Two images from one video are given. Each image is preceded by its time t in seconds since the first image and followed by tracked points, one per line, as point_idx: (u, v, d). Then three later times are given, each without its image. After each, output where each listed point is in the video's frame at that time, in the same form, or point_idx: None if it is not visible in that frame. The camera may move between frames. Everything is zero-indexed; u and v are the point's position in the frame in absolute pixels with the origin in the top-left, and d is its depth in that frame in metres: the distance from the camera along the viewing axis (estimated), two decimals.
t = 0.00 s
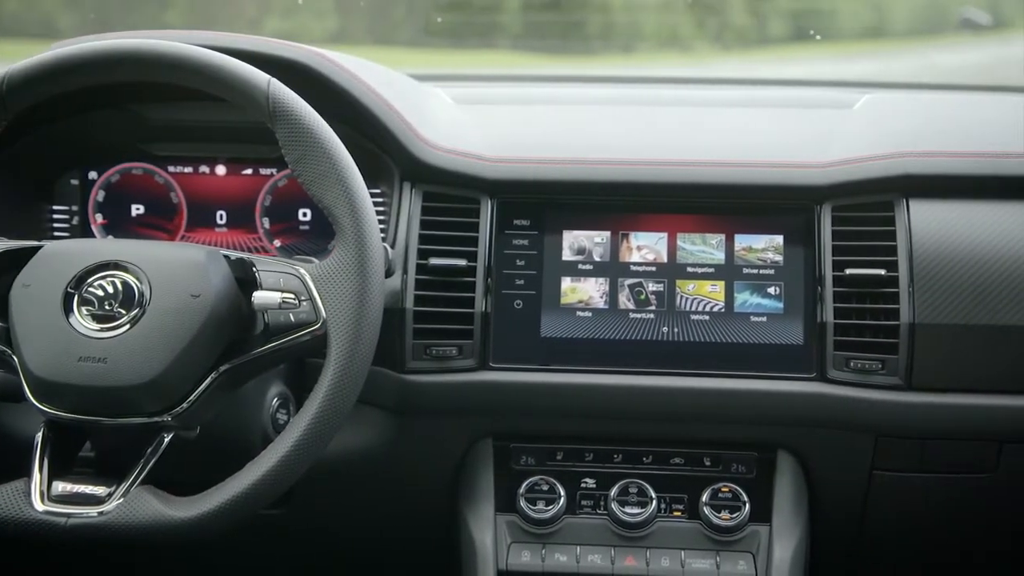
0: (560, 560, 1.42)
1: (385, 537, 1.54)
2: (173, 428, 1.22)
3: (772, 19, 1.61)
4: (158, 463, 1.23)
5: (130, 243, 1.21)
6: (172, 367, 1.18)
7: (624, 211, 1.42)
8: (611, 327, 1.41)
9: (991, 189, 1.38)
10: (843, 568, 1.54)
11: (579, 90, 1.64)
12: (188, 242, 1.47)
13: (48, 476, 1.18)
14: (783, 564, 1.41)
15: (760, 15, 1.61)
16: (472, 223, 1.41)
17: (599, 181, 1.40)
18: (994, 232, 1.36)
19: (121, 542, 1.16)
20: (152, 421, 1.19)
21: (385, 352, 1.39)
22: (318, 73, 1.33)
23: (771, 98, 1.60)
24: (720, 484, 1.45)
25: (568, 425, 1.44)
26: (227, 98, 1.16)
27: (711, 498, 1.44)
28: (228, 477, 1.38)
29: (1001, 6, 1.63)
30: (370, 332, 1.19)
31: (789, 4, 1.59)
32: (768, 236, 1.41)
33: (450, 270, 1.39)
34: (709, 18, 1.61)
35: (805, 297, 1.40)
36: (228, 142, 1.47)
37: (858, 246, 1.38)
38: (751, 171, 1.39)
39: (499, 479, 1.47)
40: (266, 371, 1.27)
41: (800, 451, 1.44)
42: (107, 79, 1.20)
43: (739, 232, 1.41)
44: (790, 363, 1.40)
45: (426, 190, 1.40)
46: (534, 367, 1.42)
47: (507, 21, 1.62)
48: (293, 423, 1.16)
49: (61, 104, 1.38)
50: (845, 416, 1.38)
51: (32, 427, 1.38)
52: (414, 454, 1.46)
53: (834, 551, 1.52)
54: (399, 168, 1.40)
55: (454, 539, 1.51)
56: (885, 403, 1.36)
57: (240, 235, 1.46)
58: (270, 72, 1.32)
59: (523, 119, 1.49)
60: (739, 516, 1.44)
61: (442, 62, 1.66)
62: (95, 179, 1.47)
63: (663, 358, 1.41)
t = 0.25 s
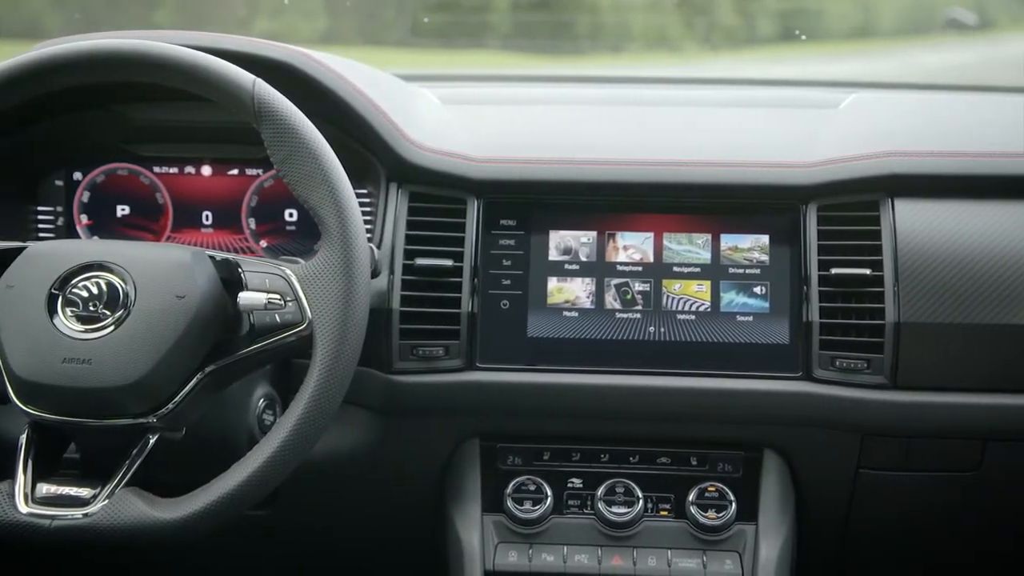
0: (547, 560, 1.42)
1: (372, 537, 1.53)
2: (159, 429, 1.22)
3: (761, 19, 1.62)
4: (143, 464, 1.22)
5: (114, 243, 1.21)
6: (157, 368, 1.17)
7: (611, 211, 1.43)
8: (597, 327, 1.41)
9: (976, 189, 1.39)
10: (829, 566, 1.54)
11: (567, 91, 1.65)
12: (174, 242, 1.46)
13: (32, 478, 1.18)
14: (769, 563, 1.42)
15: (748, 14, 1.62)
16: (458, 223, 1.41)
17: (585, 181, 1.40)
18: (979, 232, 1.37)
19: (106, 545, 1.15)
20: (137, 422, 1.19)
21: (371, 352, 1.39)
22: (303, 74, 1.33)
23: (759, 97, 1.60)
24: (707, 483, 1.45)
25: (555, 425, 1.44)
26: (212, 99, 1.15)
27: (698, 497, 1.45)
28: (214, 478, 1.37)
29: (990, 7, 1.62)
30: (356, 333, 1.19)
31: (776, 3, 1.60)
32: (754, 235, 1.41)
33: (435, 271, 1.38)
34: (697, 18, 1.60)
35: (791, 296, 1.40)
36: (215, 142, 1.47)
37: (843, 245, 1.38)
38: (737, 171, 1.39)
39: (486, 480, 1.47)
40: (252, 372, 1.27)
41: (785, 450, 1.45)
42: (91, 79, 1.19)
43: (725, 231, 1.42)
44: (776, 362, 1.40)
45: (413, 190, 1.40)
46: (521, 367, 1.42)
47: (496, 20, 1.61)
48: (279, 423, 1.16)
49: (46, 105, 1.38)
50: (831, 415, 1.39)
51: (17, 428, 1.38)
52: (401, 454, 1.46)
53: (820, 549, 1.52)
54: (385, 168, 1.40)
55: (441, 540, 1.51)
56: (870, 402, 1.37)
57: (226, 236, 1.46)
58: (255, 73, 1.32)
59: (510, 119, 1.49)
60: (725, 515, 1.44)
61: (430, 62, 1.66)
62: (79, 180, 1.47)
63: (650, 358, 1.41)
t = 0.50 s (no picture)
0: (532, 560, 1.42)
1: (356, 538, 1.53)
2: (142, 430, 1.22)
3: (748, 19, 1.62)
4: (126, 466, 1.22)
5: (97, 244, 1.20)
6: (140, 370, 1.17)
7: (595, 211, 1.43)
8: (582, 327, 1.42)
9: (957, 189, 1.39)
10: (813, 564, 1.55)
11: (554, 91, 1.65)
12: (157, 243, 1.46)
13: (14, 481, 1.17)
14: (754, 562, 1.42)
15: (734, 14, 1.62)
16: (442, 223, 1.41)
17: (569, 181, 1.40)
18: (960, 233, 1.38)
19: (88, 547, 1.15)
20: (120, 424, 1.18)
21: (355, 352, 1.38)
22: (287, 74, 1.33)
23: (744, 97, 1.61)
24: (691, 482, 1.46)
25: (540, 425, 1.44)
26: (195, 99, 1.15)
27: (682, 497, 1.45)
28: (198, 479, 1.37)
29: (975, 7, 1.63)
30: (339, 334, 1.18)
31: (763, 4, 1.60)
32: (738, 235, 1.42)
33: (419, 271, 1.38)
34: (685, 17, 1.60)
35: (774, 296, 1.41)
36: (198, 142, 1.47)
37: (826, 245, 1.39)
38: (721, 171, 1.40)
39: (471, 480, 1.47)
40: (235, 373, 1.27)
41: (770, 450, 1.45)
42: (73, 78, 1.19)
43: (709, 231, 1.42)
44: (760, 361, 1.40)
45: (397, 192, 1.40)
46: (506, 367, 1.42)
47: (484, 21, 1.61)
48: (263, 424, 1.15)
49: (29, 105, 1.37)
50: (815, 414, 1.39)
51: None
52: (385, 455, 1.46)
53: (804, 548, 1.53)
54: (369, 169, 1.40)
55: (427, 540, 1.51)
56: (854, 402, 1.37)
57: (210, 236, 1.45)
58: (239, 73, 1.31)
59: (494, 119, 1.49)
60: (710, 514, 1.44)
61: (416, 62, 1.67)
62: (62, 181, 1.46)
63: (634, 358, 1.41)
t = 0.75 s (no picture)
0: (518, 560, 1.42)
1: (343, 538, 1.53)
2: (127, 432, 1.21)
3: (736, 20, 1.61)
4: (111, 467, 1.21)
5: (81, 244, 1.19)
6: (124, 371, 1.17)
7: (581, 211, 1.43)
8: (568, 327, 1.42)
9: (942, 188, 1.40)
10: (799, 563, 1.55)
11: (544, 91, 1.65)
12: (143, 244, 1.45)
13: None
14: (740, 561, 1.42)
15: (722, 13, 1.60)
16: (428, 223, 1.41)
17: (556, 181, 1.40)
18: (944, 232, 1.38)
19: (72, 549, 1.14)
20: (105, 425, 1.18)
21: (342, 353, 1.38)
22: (273, 74, 1.32)
23: (731, 97, 1.61)
24: (678, 482, 1.46)
25: (526, 425, 1.44)
26: (180, 99, 1.14)
27: (669, 496, 1.45)
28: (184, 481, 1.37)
29: (963, 6, 1.62)
30: (325, 334, 1.18)
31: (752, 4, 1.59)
32: (724, 235, 1.42)
33: (406, 271, 1.39)
34: (673, 17, 1.59)
35: (760, 296, 1.41)
36: (185, 142, 1.46)
37: (812, 244, 1.39)
38: (706, 171, 1.40)
39: (457, 480, 1.47)
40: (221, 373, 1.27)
41: (756, 449, 1.45)
42: (57, 79, 1.18)
43: (695, 230, 1.42)
44: (746, 361, 1.41)
45: (384, 192, 1.40)
46: (492, 367, 1.42)
47: (472, 21, 1.61)
48: (249, 426, 1.15)
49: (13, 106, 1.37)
50: (800, 413, 1.39)
51: None
52: (371, 456, 1.45)
53: (791, 547, 1.53)
54: (355, 169, 1.40)
55: (413, 540, 1.51)
56: (839, 401, 1.38)
57: (195, 237, 1.45)
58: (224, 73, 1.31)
59: (480, 119, 1.49)
60: (696, 514, 1.45)
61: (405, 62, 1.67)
62: (46, 181, 1.45)
63: (621, 357, 1.41)
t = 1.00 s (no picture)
0: (505, 560, 1.42)
1: (330, 538, 1.53)
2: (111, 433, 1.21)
3: (723, 20, 1.60)
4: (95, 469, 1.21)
5: (64, 245, 1.19)
6: (108, 372, 1.16)
7: (567, 211, 1.43)
8: (554, 327, 1.42)
9: (926, 188, 1.40)
10: (786, 561, 1.56)
11: (534, 91, 1.65)
12: (128, 245, 1.45)
13: None
14: (726, 560, 1.42)
15: (710, 13, 1.60)
16: (414, 223, 1.41)
17: (541, 181, 1.40)
18: (929, 231, 1.39)
19: (56, 551, 1.14)
20: (89, 427, 1.17)
21: (328, 353, 1.38)
22: (257, 75, 1.32)
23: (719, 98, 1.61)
24: (664, 481, 1.46)
25: (513, 425, 1.44)
26: (163, 100, 1.14)
27: (655, 496, 1.45)
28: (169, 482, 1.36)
29: (950, 7, 1.60)
30: (310, 335, 1.18)
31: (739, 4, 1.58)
32: (709, 234, 1.42)
33: (392, 271, 1.39)
34: (661, 17, 1.58)
35: (746, 295, 1.41)
36: (171, 142, 1.46)
37: (797, 244, 1.39)
38: (692, 171, 1.40)
39: (444, 480, 1.47)
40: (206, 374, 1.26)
41: (742, 448, 1.45)
42: (40, 79, 1.18)
43: (680, 230, 1.42)
44: (732, 360, 1.41)
45: (370, 193, 1.39)
46: (478, 367, 1.42)
47: (461, 21, 1.60)
48: (233, 427, 1.14)
49: None
50: (786, 412, 1.40)
51: None
52: (357, 457, 1.45)
53: (777, 545, 1.53)
54: (340, 169, 1.40)
55: (400, 541, 1.51)
56: (825, 400, 1.38)
57: (181, 238, 1.45)
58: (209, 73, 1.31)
59: (466, 120, 1.49)
60: (682, 513, 1.45)
61: (393, 63, 1.67)
62: (30, 182, 1.45)
63: (607, 357, 1.41)
